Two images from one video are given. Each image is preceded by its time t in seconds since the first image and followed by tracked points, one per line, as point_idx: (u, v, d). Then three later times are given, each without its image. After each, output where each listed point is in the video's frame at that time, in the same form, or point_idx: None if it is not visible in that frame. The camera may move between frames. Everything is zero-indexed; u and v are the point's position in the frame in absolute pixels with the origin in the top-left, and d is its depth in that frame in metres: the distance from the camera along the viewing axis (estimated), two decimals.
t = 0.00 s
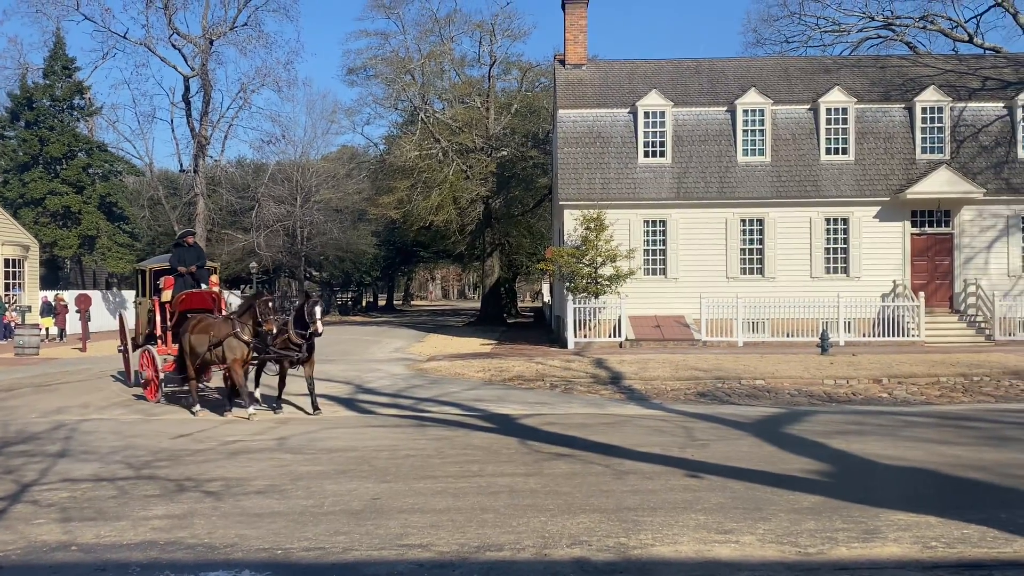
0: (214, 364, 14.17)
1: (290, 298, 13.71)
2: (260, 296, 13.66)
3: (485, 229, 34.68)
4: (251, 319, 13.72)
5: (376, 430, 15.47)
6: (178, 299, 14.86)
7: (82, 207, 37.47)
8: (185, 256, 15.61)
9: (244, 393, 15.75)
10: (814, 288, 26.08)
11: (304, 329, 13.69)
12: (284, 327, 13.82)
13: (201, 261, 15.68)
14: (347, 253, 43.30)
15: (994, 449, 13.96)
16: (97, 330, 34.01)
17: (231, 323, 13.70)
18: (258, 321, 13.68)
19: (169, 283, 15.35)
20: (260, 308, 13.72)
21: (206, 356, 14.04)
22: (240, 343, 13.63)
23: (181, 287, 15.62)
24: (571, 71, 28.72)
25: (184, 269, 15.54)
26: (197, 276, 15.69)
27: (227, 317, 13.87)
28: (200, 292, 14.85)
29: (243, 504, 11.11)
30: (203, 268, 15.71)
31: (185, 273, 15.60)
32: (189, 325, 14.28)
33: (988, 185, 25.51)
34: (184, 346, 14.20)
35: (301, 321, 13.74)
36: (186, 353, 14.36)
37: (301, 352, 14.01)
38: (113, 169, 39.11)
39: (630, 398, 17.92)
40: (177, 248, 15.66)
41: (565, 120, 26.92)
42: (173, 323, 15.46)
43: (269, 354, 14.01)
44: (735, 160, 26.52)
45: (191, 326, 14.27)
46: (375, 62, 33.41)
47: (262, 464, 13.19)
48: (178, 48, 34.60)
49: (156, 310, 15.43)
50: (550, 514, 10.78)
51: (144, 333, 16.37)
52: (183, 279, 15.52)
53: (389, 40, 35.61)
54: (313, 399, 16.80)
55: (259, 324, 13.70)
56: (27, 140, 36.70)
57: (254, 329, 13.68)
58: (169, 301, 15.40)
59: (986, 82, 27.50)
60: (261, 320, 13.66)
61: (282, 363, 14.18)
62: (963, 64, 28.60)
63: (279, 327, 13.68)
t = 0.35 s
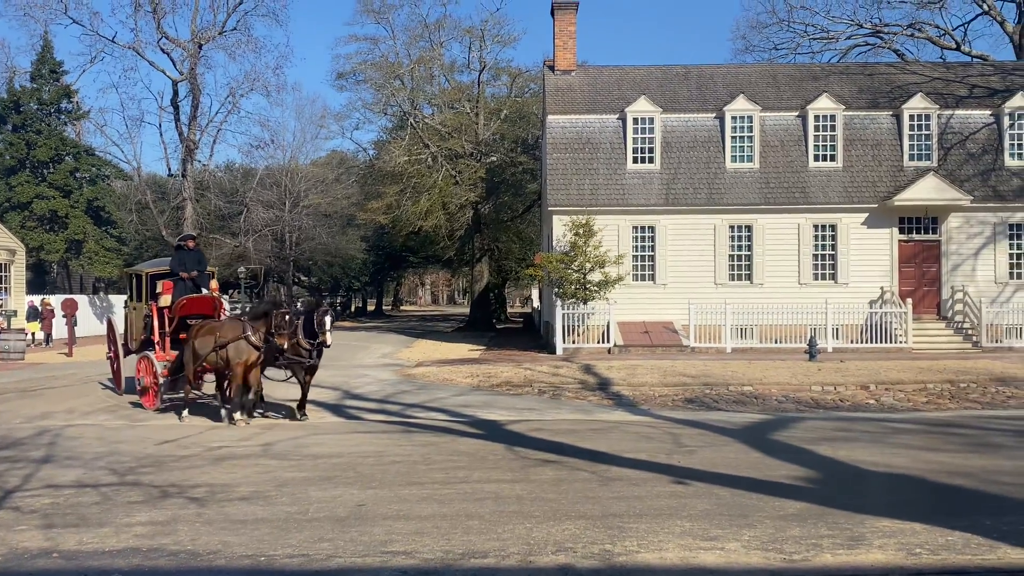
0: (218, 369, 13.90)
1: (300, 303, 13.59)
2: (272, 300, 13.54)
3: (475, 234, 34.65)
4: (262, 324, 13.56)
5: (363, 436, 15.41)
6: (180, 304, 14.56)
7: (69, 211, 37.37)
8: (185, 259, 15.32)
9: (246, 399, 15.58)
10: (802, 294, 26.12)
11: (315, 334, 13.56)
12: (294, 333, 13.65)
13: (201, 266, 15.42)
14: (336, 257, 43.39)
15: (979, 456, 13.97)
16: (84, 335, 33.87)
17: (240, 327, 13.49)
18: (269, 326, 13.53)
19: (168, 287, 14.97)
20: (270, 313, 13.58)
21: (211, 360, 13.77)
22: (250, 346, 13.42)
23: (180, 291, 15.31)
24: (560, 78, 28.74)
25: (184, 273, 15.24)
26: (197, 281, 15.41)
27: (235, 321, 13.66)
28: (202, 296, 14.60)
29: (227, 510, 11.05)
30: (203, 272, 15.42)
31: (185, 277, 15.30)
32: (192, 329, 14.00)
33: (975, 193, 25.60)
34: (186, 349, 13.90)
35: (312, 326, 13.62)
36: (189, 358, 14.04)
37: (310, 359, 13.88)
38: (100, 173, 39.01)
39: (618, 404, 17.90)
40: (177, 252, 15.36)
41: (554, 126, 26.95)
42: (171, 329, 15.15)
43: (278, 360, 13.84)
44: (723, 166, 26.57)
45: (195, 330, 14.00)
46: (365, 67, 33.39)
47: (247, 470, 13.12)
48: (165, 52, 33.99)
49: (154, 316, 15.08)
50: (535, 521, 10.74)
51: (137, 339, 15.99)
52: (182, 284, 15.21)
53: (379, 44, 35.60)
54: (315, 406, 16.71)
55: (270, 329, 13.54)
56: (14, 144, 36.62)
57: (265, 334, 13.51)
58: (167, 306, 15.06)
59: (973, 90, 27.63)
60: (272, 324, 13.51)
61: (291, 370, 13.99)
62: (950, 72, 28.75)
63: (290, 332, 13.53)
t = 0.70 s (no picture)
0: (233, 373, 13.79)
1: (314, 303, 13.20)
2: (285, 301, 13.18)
3: (465, 238, 34.64)
4: (276, 327, 13.26)
5: (351, 440, 15.39)
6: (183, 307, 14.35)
7: (57, 214, 37.28)
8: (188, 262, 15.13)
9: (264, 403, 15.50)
10: (791, 298, 26.20)
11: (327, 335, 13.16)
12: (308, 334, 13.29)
13: (202, 269, 15.24)
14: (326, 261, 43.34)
15: (967, 459, 14.03)
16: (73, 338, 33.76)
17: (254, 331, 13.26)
18: (283, 329, 13.23)
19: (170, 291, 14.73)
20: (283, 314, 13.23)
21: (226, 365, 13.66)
22: (265, 353, 13.21)
23: (182, 294, 15.05)
24: (550, 81, 28.78)
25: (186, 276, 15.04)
26: (199, 284, 15.21)
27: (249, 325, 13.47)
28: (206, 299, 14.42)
29: (214, 514, 11.02)
30: (207, 275, 15.26)
31: (187, 280, 15.10)
32: (206, 332, 13.86)
33: (963, 197, 25.72)
34: (200, 354, 13.79)
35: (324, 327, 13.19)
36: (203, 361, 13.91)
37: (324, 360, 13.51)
38: (89, 176, 38.90)
39: (607, 408, 17.91)
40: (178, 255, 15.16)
41: (544, 130, 26.99)
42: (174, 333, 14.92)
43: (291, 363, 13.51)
44: (713, 170, 26.64)
45: (208, 333, 13.85)
46: (355, 70, 33.41)
47: (235, 474, 13.09)
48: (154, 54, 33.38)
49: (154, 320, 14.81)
50: (523, 524, 10.74)
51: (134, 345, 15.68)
52: (184, 287, 14.99)
53: (370, 48, 35.60)
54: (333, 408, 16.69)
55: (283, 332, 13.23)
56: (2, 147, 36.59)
57: (278, 338, 13.23)
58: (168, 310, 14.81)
59: (961, 95, 27.77)
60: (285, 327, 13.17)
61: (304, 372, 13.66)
62: (938, 77, 28.90)
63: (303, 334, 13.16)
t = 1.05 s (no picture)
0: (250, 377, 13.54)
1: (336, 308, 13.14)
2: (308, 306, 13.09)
3: (454, 239, 34.66)
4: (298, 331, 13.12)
5: (340, 443, 15.36)
6: (188, 312, 13.94)
7: (45, 216, 37.04)
8: (190, 265, 14.70)
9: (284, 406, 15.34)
10: (779, 300, 26.30)
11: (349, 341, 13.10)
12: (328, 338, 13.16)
13: (205, 272, 14.82)
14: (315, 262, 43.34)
15: (953, 461, 14.10)
16: (60, 341, 33.61)
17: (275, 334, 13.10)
18: (302, 332, 13.07)
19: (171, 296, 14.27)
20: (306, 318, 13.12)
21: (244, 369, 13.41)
22: (287, 356, 13.03)
23: (184, 298, 14.59)
24: (539, 84, 28.81)
25: (189, 279, 14.61)
26: (202, 287, 14.78)
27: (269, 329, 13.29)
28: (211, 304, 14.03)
29: (202, 517, 10.98)
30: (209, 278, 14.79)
31: (189, 284, 14.66)
32: (221, 335, 13.59)
33: (950, 200, 25.86)
34: (215, 358, 13.50)
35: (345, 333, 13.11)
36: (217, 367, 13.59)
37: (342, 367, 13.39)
38: (77, 178, 38.70)
39: (596, 410, 17.94)
40: (179, 258, 14.71)
41: (533, 132, 27.02)
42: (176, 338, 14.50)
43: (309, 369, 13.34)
44: (701, 173, 26.73)
45: (224, 336, 13.59)
46: (344, 73, 33.38)
47: (223, 477, 13.04)
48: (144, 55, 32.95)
49: (155, 325, 14.36)
50: (512, 527, 10.74)
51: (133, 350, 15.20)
52: (186, 291, 14.55)
53: (359, 50, 35.58)
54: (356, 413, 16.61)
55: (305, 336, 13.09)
56: None
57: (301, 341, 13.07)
58: (170, 315, 14.36)
59: (948, 98, 27.94)
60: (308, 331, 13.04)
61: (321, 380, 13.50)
62: (925, 80, 29.06)
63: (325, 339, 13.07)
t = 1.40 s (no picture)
0: (263, 378, 13.29)
1: (367, 310, 13.08)
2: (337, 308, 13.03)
3: (444, 241, 34.61)
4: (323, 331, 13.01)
5: (329, 444, 15.32)
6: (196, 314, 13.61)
7: (32, 217, 36.71)
8: (196, 266, 14.39)
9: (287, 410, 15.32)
10: (767, 302, 26.39)
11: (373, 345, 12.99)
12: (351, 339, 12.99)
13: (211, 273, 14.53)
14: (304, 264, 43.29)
15: (940, 461, 14.18)
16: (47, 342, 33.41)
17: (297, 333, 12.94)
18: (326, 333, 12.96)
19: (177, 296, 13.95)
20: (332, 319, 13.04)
21: (258, 368, 13.14)
22: (307, 355, 12.82)
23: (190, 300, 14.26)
24: (528, 85, 28.83)
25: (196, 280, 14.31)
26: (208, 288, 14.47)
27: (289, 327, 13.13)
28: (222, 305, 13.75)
29: (191, 519, 10.93)
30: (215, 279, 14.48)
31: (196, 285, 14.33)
32: (238, 334, 13.35)
33: (937, 201, 26.01)
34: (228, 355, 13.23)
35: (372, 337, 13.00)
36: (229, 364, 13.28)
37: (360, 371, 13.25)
38: (65, 179, 38.46)
39: (586, 411, 17.97)
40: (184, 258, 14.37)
41: (522, 134, 27.03)
42: (181, 342, 14.16)
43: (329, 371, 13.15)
44: (690, 174, 26.81)
45: (239, 334, 13.35)
46: (333, 74, 33.33)
47: (211, 478, 12.99)
48: (132, 56, 32.85)
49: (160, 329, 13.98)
50: (501, 528, 10.75)
51: (132, 354, 14.73)
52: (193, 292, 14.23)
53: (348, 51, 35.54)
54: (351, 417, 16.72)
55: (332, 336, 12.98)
56: None
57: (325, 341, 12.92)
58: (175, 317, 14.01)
59: (935, 100, 28.13)
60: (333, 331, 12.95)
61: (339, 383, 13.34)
62: (912, 83, 29.24)
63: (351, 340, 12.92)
